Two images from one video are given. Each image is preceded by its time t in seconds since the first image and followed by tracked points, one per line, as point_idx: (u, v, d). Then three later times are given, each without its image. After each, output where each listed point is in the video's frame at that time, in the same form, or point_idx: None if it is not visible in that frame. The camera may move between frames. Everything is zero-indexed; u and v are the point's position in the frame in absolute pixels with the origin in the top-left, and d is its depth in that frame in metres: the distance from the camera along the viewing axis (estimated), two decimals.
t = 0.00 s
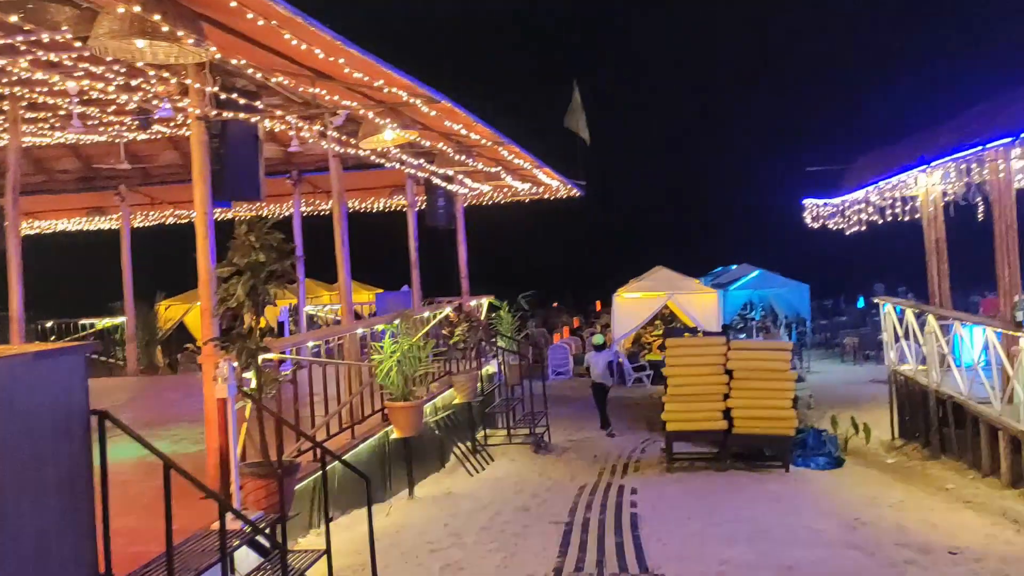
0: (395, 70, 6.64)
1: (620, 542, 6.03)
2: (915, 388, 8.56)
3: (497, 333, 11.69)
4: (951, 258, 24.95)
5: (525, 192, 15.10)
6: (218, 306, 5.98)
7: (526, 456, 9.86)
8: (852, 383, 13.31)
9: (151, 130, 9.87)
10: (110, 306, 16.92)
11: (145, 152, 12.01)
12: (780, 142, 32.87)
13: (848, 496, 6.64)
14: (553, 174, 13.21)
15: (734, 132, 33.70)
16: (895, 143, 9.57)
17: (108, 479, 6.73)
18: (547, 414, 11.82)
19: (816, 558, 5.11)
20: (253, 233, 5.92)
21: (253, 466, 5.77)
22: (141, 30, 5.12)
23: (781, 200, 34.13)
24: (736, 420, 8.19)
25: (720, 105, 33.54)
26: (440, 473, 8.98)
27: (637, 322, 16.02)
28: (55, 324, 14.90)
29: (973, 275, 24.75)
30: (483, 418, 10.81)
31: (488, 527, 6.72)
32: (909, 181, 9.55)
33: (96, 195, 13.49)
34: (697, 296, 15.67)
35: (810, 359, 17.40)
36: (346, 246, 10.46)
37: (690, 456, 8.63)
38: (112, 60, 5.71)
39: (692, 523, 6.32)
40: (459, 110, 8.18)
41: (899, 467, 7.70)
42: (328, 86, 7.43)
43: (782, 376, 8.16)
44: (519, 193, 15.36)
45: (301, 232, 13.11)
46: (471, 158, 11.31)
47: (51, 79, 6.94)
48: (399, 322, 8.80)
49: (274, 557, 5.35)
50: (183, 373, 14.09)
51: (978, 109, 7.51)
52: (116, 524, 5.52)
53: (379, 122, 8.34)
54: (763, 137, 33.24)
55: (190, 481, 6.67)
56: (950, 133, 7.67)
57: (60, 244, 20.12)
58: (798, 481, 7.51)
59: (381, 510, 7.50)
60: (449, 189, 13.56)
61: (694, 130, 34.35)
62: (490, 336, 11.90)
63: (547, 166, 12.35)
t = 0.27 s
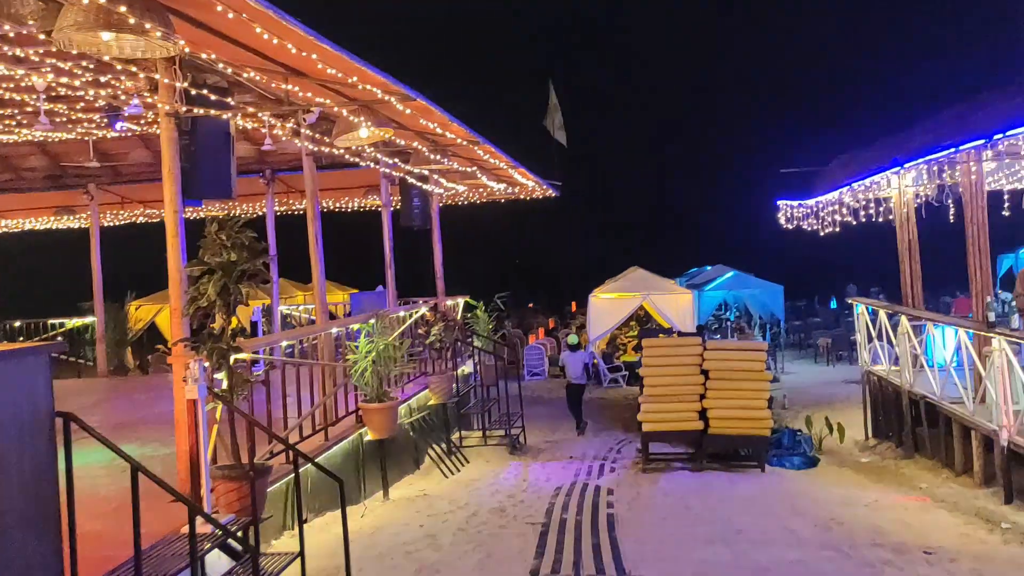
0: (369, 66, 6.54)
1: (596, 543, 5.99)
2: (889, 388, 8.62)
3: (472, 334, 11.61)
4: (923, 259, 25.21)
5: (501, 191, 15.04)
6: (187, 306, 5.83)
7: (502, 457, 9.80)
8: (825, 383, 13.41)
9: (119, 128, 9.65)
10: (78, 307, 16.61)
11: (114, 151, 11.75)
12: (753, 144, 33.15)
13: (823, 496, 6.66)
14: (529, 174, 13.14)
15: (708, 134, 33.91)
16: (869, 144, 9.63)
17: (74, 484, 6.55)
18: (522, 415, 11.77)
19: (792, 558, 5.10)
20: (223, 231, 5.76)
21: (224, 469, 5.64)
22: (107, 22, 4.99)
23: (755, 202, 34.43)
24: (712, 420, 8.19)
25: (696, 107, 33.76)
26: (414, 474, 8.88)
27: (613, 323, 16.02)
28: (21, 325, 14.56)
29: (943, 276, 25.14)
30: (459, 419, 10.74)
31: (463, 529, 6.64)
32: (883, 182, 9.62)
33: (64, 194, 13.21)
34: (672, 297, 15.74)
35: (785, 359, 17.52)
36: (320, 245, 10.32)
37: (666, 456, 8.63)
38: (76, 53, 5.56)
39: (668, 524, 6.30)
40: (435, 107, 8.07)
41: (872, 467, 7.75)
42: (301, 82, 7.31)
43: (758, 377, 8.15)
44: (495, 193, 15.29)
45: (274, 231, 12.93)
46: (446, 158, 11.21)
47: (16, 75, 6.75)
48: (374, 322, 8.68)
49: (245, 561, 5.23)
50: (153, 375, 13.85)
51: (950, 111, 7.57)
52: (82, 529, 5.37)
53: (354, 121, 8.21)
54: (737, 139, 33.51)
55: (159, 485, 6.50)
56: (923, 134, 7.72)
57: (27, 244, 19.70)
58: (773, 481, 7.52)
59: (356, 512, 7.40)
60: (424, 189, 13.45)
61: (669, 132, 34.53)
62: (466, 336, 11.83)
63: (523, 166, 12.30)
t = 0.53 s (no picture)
0: (342, 62, 6.45)
1: (572, 543, 5.96)
2: (861, 387, 8.70)
3: (447, 334, 11.53)
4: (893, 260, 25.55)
5: (476, 191, 14.99)
6: (155, 306, 5.71)
7: (476, 457, 9.74)
8: (797, 382, 13.52)
9: (88, 125, 9.42)
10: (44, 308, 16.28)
11: (82, 148, 11.47)
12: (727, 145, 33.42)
13: (797, 494, 6.69)
14: (504, 174, 13.10)
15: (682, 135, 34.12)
16: (841, 145, 9.72)
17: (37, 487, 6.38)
18: (497, 415, 11.71)
19: (767, 555, 5.10)
20: (192, 229, 5.67)
21: (193, 471, 5.51)
22: (72, 15, 4.87)
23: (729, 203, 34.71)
24: (687, 419, 8.20)
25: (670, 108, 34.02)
26: (388, 475, 8.79)
27: (587, 323, 16.01)
28: None
29: (911, 277, 25.55)
30: (433, 419, 10.66)
31: (438, 530, 6.58)
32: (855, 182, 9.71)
33: (29, 192, 12.93)
34: (646, 297, 15.82)
35: (758, 359, 17.65)
36: (292, 244, 10.19)
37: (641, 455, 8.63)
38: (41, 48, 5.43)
39: (643, 523, 6.28)
40: (409, 106, 8.00)
41: (845, 466, 7.81)
42: (273, 80, 7.22)
43: (731, 376, 8.18)
44: (470, 193, 15.23)
45: (246, 231, 12.76)
46: (420, 157, 11.14)
47: None
48: (347, 322, 8.59)
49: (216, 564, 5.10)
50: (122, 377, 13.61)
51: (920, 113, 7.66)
52: (45, 532, 5.22)
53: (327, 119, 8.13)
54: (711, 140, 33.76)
55: (125, 488, 6.35)
56: (894, 136, 7.80)
57: None
58: (747, 480, 7.54)
59: (329, 513, 7.29)
60: (399, 188, 13.35)
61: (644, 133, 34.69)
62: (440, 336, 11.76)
63: (497, 166, 12.25)
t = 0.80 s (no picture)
0: (313, 59, 6.31)
1: (542, 547, 5.88)
2: (831, 388, 8.76)
3: (419, 336, 11.41)
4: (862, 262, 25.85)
5: (448, 192, 14.89)
6: (118, 308, 5.47)
7: (448, 461, 9.63)
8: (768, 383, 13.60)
9: (52, 122, 9.04)
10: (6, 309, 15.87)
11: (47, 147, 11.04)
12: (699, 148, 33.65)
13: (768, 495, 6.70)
14: (477, 175, 12.99)
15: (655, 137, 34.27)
16: (812, 146, 9.79)
17: None
18: (469, 418, 11.61)
19: (737, 557, 5.07)
20: (159, 229, 5.45)
21: (154, 477, 5.31)
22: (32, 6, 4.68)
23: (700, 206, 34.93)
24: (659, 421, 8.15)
25: (643, 110, 34.20)
26: (357, 479, 8.64)
27: (560, 325, 16.09)
28: None
29: (879, 279, 25.92)
30: (403, 422, 10.52)
31: (407, 535, 6.47)
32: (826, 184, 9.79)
33: None
34: (618, 298, 15.87)
35: (729, 360, 17.73)
36: (261, 245, 10.01)
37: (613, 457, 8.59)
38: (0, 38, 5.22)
39: (614, 526, 6.23)
40: (382, 105, 7.88)
41: (815, 466, 7.84)
42: (243, 76, 7.05)
43: (703, 377, 8.19)
44: (442, 193, 15.12)
45: (214, 232, 12.53)
46: (393, 157, 11.01)
47: None
48: (317, 325, 8.48)
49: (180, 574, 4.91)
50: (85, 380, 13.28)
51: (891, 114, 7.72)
52: None
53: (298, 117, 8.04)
54: (684, 142, 33.97)
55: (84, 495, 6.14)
56: (865, 137, 7.85)
57: None
58: (718, 482, 7.53)
59: (295, 518, 7.15)
60: (370, 188, 13.20)
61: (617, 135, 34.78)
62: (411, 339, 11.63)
63: (470, 166, 12.15)
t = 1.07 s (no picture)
0: (277, 56, 6.17)
1: (516, 551, 5.81)
2: (801, 388, 8.82)
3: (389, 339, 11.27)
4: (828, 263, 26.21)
5: (417, 193, 14.76)
6: (77, 311, 5.20)
7: (418, 464, 9.51)
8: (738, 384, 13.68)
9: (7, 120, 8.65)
10: None
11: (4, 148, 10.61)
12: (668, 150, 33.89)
13: (740, 496, 6.69)
14: (446, 176, 12.89)
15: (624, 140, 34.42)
16: (780, 148, 9.84)
17: None
18: (439, 421, 11.50)
19: (712, 559, 5.04)
20: (118, 231, 5.39)
21: (117, 485, 5.11)
22: None
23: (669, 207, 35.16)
24: (631, 423, 8.10)
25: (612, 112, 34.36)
26: (327, 484, 8.50)
27: (531, 326, 15.98)
28: None
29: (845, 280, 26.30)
30: (373, 426, 10.37)
31: (378, 541, 6.36)
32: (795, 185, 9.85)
33: None
34: (588, 300, 15.86)
35: (699, 361, 17.83)
36: (227, 247, 9.81)
37: (585, 460, 8.55)
38: None
39: (587, 530, 6.16)
40: (350, 104, 7.74)
41: (786, 466, 7.87)
42: (206, 73, 6.88)
43: (675, 378, 8.15)
44: (412, 194, 14.99)
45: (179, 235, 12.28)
46: (361, 157, 10.88)
47: None
48: (286, 327, 8.30)
49: None
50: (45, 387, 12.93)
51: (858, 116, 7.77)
52: None
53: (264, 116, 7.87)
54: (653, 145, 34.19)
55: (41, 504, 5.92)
56: (834, 138, 7.90)
57: None
58: (691, 483, 7.52)
59: (264, 525, 6.98)
60: (339, 189, 13.03)
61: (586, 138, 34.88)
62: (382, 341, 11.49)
63: (440, 167, 12.04)
